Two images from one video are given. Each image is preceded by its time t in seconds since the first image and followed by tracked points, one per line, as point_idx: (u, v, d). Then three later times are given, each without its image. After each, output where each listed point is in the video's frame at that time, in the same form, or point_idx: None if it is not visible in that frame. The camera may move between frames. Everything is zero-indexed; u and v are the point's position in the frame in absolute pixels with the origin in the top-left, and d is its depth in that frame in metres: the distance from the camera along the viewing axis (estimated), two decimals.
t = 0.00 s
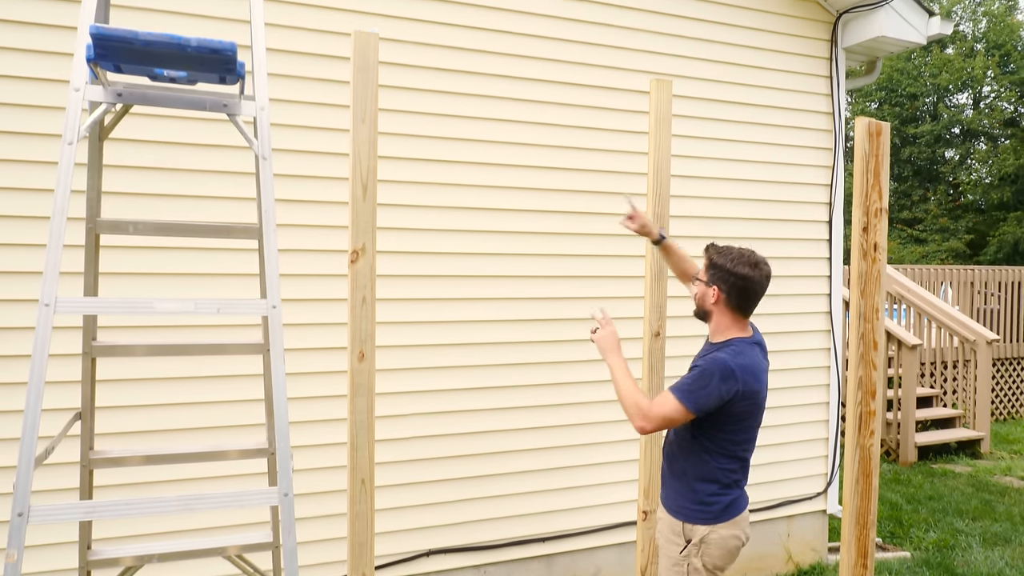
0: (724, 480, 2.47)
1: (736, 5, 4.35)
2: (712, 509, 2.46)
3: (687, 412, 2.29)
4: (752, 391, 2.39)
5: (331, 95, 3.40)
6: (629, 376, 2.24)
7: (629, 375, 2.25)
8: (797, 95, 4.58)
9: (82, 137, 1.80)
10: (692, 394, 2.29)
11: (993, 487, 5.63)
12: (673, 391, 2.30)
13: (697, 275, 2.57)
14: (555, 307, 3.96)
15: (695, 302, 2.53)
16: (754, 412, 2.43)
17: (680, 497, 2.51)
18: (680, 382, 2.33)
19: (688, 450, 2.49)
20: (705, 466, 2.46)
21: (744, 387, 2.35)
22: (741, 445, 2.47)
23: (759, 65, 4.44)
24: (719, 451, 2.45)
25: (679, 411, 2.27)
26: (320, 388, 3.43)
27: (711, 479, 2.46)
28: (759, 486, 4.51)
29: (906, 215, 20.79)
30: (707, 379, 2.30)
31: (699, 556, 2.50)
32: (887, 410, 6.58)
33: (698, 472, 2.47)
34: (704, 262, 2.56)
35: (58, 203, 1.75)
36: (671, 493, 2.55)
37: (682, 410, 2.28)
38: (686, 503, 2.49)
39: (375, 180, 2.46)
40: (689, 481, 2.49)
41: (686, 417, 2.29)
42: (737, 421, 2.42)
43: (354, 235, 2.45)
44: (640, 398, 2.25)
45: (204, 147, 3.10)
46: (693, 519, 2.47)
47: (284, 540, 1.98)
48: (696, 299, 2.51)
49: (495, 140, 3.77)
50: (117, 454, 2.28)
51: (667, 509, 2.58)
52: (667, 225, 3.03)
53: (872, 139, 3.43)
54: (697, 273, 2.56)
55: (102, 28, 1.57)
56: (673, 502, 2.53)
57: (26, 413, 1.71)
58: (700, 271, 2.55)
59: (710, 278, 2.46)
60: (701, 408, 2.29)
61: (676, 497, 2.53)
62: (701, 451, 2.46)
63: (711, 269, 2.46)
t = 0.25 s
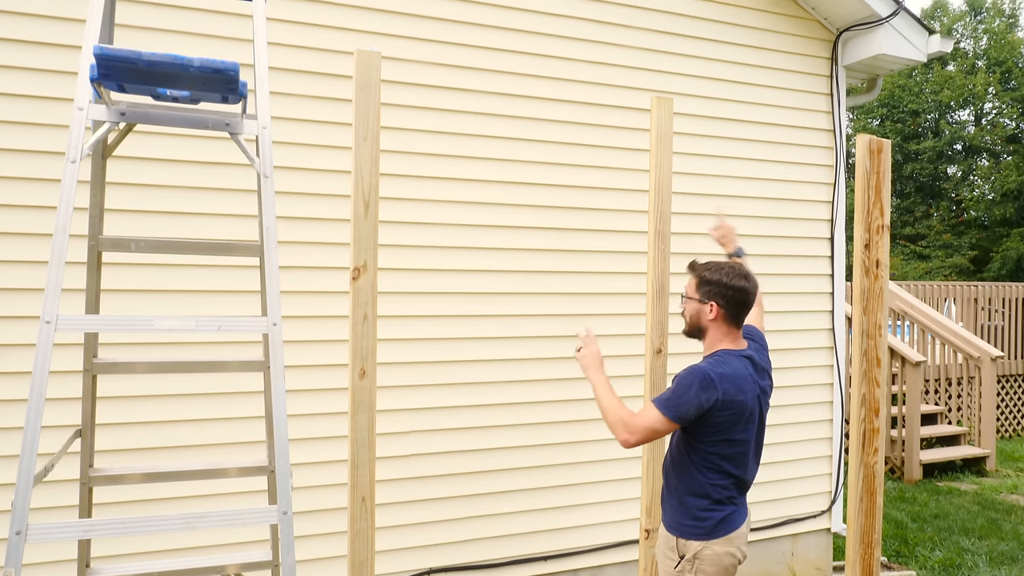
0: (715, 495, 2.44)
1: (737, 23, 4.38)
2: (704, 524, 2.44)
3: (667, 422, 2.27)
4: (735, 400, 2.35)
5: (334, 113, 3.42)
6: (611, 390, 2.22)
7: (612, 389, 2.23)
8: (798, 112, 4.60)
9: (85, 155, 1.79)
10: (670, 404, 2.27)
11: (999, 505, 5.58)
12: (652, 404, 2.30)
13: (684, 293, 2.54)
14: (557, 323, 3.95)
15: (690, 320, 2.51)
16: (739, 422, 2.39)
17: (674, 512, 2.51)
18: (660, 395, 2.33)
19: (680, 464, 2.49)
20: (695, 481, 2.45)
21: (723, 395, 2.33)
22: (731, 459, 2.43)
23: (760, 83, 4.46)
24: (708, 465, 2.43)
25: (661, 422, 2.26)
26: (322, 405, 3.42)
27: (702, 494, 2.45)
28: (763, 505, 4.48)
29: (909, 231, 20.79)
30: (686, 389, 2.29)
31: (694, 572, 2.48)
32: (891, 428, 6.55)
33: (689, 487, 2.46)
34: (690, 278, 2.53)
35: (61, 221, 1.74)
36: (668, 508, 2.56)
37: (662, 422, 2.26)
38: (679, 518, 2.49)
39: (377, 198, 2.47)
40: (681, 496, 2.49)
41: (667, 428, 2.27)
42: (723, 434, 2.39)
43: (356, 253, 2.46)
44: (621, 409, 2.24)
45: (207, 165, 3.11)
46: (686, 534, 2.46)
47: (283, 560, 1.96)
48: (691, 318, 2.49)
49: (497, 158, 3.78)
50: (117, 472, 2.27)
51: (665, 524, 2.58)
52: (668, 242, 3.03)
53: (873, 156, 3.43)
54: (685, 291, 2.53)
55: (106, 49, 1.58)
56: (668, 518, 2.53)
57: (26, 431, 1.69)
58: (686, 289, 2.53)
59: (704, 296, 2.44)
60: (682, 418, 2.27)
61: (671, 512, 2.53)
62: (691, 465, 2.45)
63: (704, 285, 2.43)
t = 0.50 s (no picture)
0: (724, 504, 2.43)
1: (737, 36, 4.39)
2: (712, 534, 2.42)
3: (680, 436, 2.25)
4: (742, 408, 2.35)
5: (335, 125, 3.44)
6: (604, 416, 2.18)
7: (605, 414, 2.19)
8: (799, 124, 4.60)
9: (87, 167, 1.80)
10: (681, 417, 2.25)
11: (1006, 519, 5.54)
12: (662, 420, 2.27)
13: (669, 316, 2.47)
14: (559, 335, 3.94)
15: (687, 340, 2.46)
16: (746, 430, 2.38)
17: (681, 523, 2.49)
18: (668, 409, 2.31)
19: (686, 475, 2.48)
20: (703, 491, 2.43)
21: (732, 404, 2.32)
22: (739, 468, 2.42)
23: (761, 94, 4.47)
24: (716, 475, 2.41)
25: (675, 437, 2.24)
26: (322, 416, 3.42)
27: (710, 504, 2.43)
28: (766, 517, 4.46)
29: (912, 242, 20.76)
30: (696, 401, 2.27)
31: None
32: (896, 440, 6.52)
33: (697, 498, 2.45)
34: (671, 300, 2.47)
35: (63, 232, 1.75)
36: (673, 518, 2.54)
37: (675, 437, 2.24)
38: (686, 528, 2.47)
39: (378, 210, 2.48)
40: (689, 506, 2.47)
41: (680, 443, 2.25)
42: (732, 443, 2.38)
43: (357, 264, 2.46)
44: (630, 434, 2.19)
45: (209, 177, 3.13)
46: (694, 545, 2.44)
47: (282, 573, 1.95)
48: (690, 338, 2.44)
49: (499, 169, 3.79)
50: (116, 483, 2.27)
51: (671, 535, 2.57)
52: (670, 254, 3.03)
53: (876, 167, 3.42)
54: (670, 313, 2.47)
55: (107, 61, 1.60)
56: (674, 528, 2.51)
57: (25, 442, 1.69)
58: (671, 312, 2.47)
59: (702, 312, 2.42)
60: (695, 431, 2.25)
61: (677, 523, 2.52)
62: (698, 476, 2.44)
63: (699, 301, 2.41)
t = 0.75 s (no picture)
0: (742, 511, 2.43)
1: (741, 43, 4.40)
2: (730, 541, 2.42)
3: (705, 446, 2.24)
4: (760, 413, 2.37)
5: (339, 133, 3.45)
6: (618, 443, 2.21)
7: (618, 441, 2.21)
8: (804, 131, 4.60)
9: (91, 175, 1.81)
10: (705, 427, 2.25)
11: (1015, 528, 5.49)
12: (685, 432, 2.27)
13: (678, 329, 2.44)
14: (563, 342, 3.94)
15: (700, 351, 2.44)
16: (763, 435, 2.40)
17: (696, 531, 2.48)
18: (689, 420, 2.29)
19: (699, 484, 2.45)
20: (722, 500, 2.41)
21: (752, 410, 2.33)
22: (756, 474, 2.42)
23: (766, 101, 4.46)
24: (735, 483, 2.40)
25: (703, 449, 2.24)
26: (326, 423, 3.42)
27: (728, 512, 2.43)
28: (772, 526, 4.44)
29: (920, 249, 20.68)
30: (719, 410, 2.26)
31: None
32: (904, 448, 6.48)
33: (714, 507, 2.43)
34: (678, 313, 2.44)
35: (67, 240, 1.75)
36: (687, 526, 2.52)
37: (700, 448, 2.24)
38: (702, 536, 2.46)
39: (382, 217, 2.49)
40: (706, 514, 2.46)
41: (704, 454, 2.25)
42: (751, 449, 2.39)
43: (361, 272, 2.47)
44: (650, 453, 2.21)
45: (214, 184, 3.15)
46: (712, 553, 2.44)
47: None
48: (704, 349, 2.42)
49: (502, 177, 3.79)
50: (120, 490, 2.28)
51: (683, 543, 2.55)
52: (674, 261, 3.02)
53: (882, 174, 3.40)
54: (679, 327, 2.43)
55: (112, 71, 1.61)
56: (689, 536, 2.49)
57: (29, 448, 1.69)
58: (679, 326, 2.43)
59: (712, 321, 2.41)
60: (720, 440, 2.25)
61: (692, 531, 2.50)
62: (714, 485, 2.42)
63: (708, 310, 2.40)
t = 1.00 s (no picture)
0: (771, 518, 2.35)
1: (752, 48, 4.39)
2: (762, 551, 2.32)
3: (742, 453, 2.21)
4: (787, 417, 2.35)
5: (350, 140, 3.47)
6: (651, 459, 2.12)
7: (651, 456, 2.13)
8: (815, 136, 4.58)
9: (104, 183, 1.83)
10: (741, 435, 2.21)
11: None
12: (720, 441, 2.23)
13: (702, 333, 2.36)
14: (572, 348, 3.94)
15: (724, 357, 2.37)
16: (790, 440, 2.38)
17: (726, 543, 2.34)
18: (724, 428, 2.25)
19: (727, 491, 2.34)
20: (753, 507, 2.32)
21: (783, 414, 2.31)
22: (783, 478, 2.36)
23: (776, 107, 4.45)
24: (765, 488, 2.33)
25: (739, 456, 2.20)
26: (336, 429, 3.44)
27: (759, 519, 2.33)
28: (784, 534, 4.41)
29: (934, 255, 20.53)
30: (754, 416, 2.23)
31: None
32: (918, 456, 6.42)
33: (745, 515, 2.32)
34: (703, 317, 2.36)
35: (80, 247, 1.77)
36: (714, 538, 2.38)
37: (736, 456, 2.20)
38: (733, 548, 2.33)
39: (392, 224, 2.50)
40: (736, 524, 2.33)
41: (742, 461, 2.21)
42: (781, 453, 2.35)
43: (371, 278, 2.48)
44: (686, 465, 2.14)
45: (225, 192, 3.17)
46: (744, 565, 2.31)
47: None
48: (728, 353, 2.35)
49: (512, 183, 3.80)
50: (133, 495, 2.29)
51: (707, 556, 2.40)
52: (684, 267, 3.01)
53: (894, 179, 3.38)
54: (703, 331, 2.36)
55: (124, 80, 1.63)
56: (718, 549, 2.35)
57: (42, 453, 1.70)
58: (704, 331, 2.35)
59: (736, 325, 2.35)
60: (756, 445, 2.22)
61: (720, 543, 2.36)
62: (743, 491, 2.32)
63: (732, 314, 2.34)
